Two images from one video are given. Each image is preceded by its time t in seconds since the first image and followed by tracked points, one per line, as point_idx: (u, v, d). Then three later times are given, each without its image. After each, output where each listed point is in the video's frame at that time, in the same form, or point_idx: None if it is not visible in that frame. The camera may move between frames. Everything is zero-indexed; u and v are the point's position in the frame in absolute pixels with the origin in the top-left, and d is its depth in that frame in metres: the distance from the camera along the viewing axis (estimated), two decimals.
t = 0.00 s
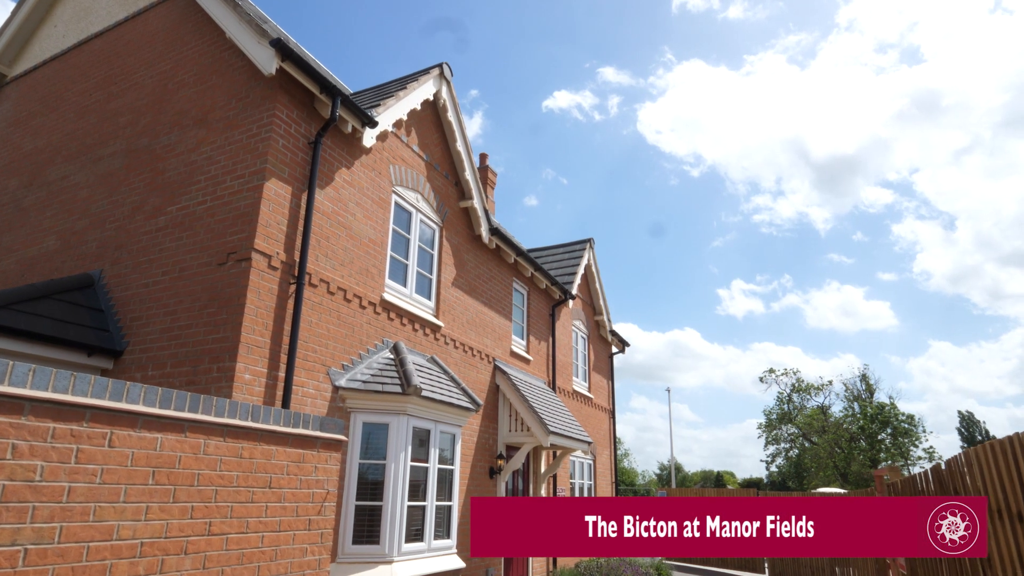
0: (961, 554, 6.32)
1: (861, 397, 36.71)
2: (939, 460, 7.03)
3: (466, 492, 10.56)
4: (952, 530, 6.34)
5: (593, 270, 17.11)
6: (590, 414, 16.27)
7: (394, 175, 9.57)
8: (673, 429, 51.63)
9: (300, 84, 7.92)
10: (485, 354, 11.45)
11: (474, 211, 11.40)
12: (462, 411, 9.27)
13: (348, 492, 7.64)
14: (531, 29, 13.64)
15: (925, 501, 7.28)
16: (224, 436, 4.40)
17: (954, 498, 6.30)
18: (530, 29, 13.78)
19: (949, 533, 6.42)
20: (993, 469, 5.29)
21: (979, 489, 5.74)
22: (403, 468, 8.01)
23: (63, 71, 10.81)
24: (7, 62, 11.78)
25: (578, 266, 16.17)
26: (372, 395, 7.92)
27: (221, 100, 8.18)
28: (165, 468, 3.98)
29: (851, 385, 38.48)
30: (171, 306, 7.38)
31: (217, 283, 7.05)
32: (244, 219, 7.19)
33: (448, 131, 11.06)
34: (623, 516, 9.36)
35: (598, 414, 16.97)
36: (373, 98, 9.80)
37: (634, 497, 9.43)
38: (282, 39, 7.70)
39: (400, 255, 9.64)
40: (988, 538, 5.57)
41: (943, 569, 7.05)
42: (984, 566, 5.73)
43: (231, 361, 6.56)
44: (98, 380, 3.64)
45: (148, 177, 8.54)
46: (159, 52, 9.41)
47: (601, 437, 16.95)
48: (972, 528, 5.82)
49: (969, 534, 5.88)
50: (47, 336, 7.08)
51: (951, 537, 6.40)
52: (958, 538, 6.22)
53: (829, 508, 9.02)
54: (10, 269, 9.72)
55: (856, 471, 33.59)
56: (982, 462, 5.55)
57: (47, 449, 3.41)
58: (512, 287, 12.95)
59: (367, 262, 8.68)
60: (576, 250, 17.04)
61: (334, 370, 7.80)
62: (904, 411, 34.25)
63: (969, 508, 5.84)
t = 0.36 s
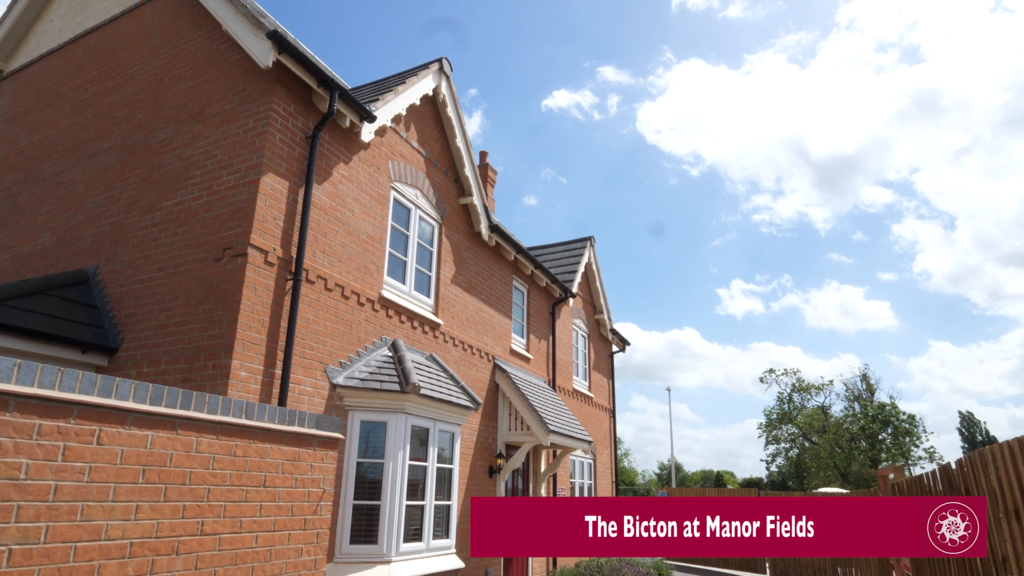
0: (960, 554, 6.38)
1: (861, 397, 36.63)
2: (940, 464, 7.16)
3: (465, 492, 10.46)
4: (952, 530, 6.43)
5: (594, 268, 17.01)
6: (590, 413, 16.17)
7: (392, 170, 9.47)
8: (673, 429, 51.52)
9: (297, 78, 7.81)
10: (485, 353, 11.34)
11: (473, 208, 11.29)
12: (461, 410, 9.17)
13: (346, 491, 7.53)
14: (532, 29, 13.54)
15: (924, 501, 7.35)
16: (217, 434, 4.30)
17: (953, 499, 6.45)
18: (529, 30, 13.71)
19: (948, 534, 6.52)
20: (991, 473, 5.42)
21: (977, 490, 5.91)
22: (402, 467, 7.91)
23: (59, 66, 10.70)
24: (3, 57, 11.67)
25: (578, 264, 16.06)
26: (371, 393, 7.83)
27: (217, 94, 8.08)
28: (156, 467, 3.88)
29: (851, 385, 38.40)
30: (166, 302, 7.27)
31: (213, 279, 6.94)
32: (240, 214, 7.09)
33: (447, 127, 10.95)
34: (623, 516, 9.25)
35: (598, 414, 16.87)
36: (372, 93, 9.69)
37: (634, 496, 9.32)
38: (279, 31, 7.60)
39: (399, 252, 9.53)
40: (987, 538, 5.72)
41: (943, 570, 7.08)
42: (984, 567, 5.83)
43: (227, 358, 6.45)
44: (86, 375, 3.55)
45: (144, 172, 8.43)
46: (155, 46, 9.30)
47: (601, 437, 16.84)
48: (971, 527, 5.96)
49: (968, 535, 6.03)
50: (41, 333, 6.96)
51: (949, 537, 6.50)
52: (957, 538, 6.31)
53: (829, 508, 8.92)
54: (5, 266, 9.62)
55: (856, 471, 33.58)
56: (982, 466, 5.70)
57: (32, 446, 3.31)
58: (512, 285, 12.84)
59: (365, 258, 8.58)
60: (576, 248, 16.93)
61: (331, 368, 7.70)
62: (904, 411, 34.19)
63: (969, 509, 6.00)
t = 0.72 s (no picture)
0: (962, 554, 6.24)
1: (861, 397, 36.51)
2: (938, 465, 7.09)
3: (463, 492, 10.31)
4: (952, 530, 6.31)
5: (593, 266, 16.87)
6: (589, 413, 16.03)
7: (389, 166, 9.33)
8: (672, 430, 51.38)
9: (291, 70, 7.68)
10: (483, 351, 11.20)
11: (472, 205, 11.15)
12: (458, 408, 9.03)
13: (341, 491, 7.39)
14: (532, 29, 13.39)
15: (924, 501, 7.25)
16: (204, 431, 4.17)
17: (952, 499, 6.35)
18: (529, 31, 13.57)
19: (949, 535, 6.40)
20: (995, 472, 5.30)
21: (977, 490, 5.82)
22: (399, 466, 7.77)
23: (51, 61, 10.55)
24: None
25: (578, 262, 15.92)
26: (366, 391, 7.69)
27: (210, 87, 7.95)
28: (139, 465, 3.74)
29: (851, 385, 38.29)
30: (158, 299, 7.13)
31: (204, 275, 6.81)
32: (232, 208, 6.95)
33: (445, 122, 10.80)
34: (623, 516, 9.09)
35: (598, 414, 16.73)
36: (368, 87, 9.55)
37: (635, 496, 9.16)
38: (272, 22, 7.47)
39: (396, 248, 9.38)
40: (988, 539, 5.61)
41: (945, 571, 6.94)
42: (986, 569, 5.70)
43: (218, 355, 6.31)
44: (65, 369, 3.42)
45: (135, 167, 8.30)
46: (148, 39, 9.16)
47: (601, 436, 16.70)
48: (971, 526, 5.87)
49: (969, 535, 5.92)
50: (28, 329, 6.80)
51: (949, 537, 6.39)
52: (958, 538, 6.17)
53: (830, 508, 8.78)
54: None
55: (856, 471, 33.48)
56: (982, 467, 5.60)
57: (8, 444, 3.18)
58: (511, 283, 12.69)
59: (361, 255, 8.44)
60: (576, 246, 16.79)
61: (326, 365, 7.56)
62: (904, 411, 34.10)
63: (969, 509, 5.91)
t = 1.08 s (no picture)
0: (963, 555, 6.06)
1: (859, 397, 36.40)
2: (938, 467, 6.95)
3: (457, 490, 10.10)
4: (953, 530, 6.13)
5: (591, 263, 16.70)
6: (587, 411, 15.86)
7: (382, 157, 9.14)
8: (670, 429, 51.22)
9: (281, 57, 7.49)
10: (478, 347, 11.02)
11: (467, 199, 10.96)
12: (452, 405, 8.86)
13: (330, 488, 7.22)
14: (530, 29, 13.21)
15: (924, 500, 7.09)
16: (180, 424, 3.99)
17: (952, 498, 6.20)
18: (530, 32, 13.36)
19: (949, 536, 6.24)
20: (997, 470, 5.16)
21: (978, 489, 5.69)
22: (390, 463, 7.60)
23: (39, 49, 10.34)
24: None
25: (576, 259, 15.74)
26: (357, 386, 7.50)
27: (198, 74, 7.76)
28: (109, 459, 3.57)
29: (849, 385, 38.20)
30: (142, 290, 6.95)
31: (190, 266, 6.62)
32: (219, 197, 6.76)
33: (441, 114, 10.60)
34: (623, 516, 8.96)
35: (595, 412, 16.55)
36: (361, 77, 9.34)
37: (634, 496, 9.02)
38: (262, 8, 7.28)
39: (389, 241, 9.19)
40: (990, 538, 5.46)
41: (946, 572, 6.73)
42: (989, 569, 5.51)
43: (202, 348, 6.13)
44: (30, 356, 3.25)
45: (122, 156, 8.11)
46: (136, 26, 8.96)
47: (598, 435, 16.53)
48: (973, 525, 5.70)
49: (969, 535, 5.78)
50: (8, 321, 6.60)
51: (950, 538, 6.22)
52: (958, 538, 6.02)
53: (831, 508, 8.62)
54: None
55: (854, 471, 33.51)
56: (985, 467, 5.46)
57: None
58: (507, 279, 12.50)
59: (352, 247, 8.26)
60: (574, 243, 16.61)
61: (315, 360, 7.37)
62: (902, 411, 34.02)
63: (969, 509, 5.77)
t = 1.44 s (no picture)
0: (963, 554, 5.91)
1: (856, 396, 36.26)
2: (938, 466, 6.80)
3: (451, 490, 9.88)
4: (952, 530, 5.98)
5: (587, 260, 16.51)
6: (582, 409, 15.68)
7: (372, 149, 8.94)
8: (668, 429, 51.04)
9: (267, 44, 7.28)
10: (472, 344, 10.82)
11: (460, 192, 10.76)
12: (443, 401, 8.67)
13: (317, 486, 7.03)
14: (527, 26, 12.99)
15: (925, 499, 6.92)
16: (150, 418, 3.81)
17: (952, 498, 6.05)
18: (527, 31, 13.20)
19: (948, 536, 6.08)
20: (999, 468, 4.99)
21: (979, 489, 5.54)
22: (379, 461, 7.41)
23: (23, 39, 10.12)
24: None
25: (572, 256, 15.55)
26: (345, 381, 7.31)
27: (182, 62, 7.56)
28: (72, 454, 3.39)
29: (846, 384, 38.02)
30: (122, 282, 6.75)
31: (171, 257, 6.42)
32: (201, 187, 6.57)
33: (433, 106, 10.40)
34: (623, 516, 8.82)
35: (591, 410, 16.37)
36: (351, 67, 9.13)
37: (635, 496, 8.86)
38: None
39: (379, 235, 9.00)
40: (990, 538, 5.31)
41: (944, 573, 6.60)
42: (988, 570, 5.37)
43: (183, 341, 5.94)
44: None
45: (104, 146, 7.90)
46: (121, 15, 8.76)
47: (594, 433, 16.35)
48: (973, 525, 5.55)
49: (968, 535, 5.62)
50: None
51: (949, 538, 6.07)
52: (957, 538, 5.87)
53: (831, 508, 8.46)
54: None
55: (851, 470, 33.61)
56: (986, 465, 5.30)
57: None
58: (502, 275, 12.30)
59: (341, 240, 8.05)
60: (570, 239, 16.41)
61: (302, 355, 7.18)
62: (900, 410, 33.90)
63: (969, 509, 5.61)
